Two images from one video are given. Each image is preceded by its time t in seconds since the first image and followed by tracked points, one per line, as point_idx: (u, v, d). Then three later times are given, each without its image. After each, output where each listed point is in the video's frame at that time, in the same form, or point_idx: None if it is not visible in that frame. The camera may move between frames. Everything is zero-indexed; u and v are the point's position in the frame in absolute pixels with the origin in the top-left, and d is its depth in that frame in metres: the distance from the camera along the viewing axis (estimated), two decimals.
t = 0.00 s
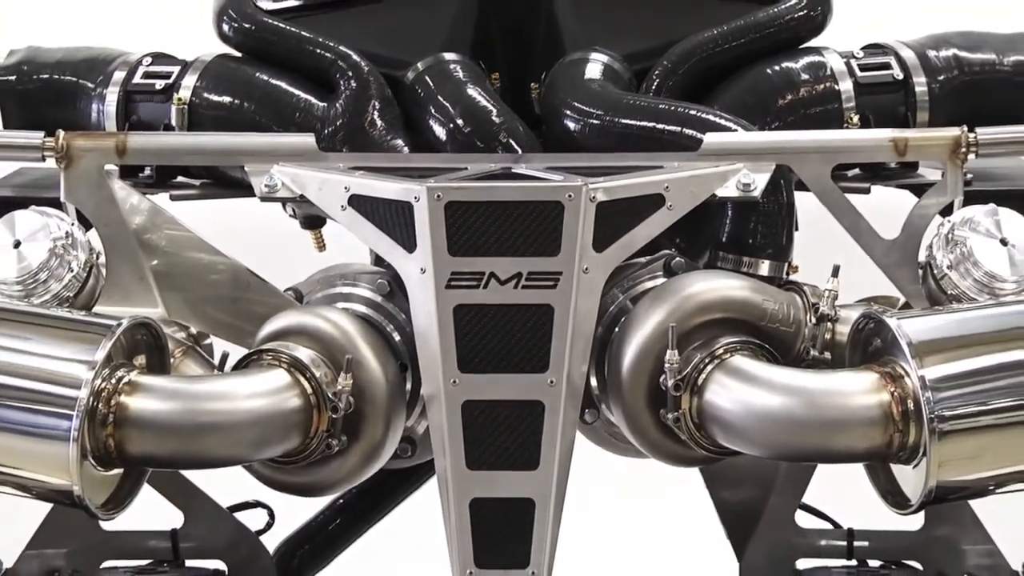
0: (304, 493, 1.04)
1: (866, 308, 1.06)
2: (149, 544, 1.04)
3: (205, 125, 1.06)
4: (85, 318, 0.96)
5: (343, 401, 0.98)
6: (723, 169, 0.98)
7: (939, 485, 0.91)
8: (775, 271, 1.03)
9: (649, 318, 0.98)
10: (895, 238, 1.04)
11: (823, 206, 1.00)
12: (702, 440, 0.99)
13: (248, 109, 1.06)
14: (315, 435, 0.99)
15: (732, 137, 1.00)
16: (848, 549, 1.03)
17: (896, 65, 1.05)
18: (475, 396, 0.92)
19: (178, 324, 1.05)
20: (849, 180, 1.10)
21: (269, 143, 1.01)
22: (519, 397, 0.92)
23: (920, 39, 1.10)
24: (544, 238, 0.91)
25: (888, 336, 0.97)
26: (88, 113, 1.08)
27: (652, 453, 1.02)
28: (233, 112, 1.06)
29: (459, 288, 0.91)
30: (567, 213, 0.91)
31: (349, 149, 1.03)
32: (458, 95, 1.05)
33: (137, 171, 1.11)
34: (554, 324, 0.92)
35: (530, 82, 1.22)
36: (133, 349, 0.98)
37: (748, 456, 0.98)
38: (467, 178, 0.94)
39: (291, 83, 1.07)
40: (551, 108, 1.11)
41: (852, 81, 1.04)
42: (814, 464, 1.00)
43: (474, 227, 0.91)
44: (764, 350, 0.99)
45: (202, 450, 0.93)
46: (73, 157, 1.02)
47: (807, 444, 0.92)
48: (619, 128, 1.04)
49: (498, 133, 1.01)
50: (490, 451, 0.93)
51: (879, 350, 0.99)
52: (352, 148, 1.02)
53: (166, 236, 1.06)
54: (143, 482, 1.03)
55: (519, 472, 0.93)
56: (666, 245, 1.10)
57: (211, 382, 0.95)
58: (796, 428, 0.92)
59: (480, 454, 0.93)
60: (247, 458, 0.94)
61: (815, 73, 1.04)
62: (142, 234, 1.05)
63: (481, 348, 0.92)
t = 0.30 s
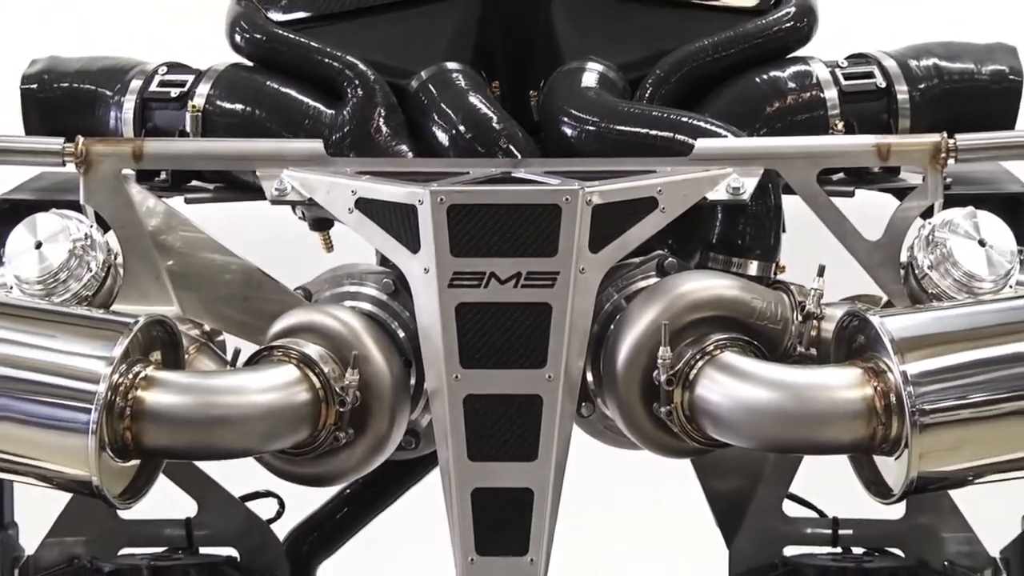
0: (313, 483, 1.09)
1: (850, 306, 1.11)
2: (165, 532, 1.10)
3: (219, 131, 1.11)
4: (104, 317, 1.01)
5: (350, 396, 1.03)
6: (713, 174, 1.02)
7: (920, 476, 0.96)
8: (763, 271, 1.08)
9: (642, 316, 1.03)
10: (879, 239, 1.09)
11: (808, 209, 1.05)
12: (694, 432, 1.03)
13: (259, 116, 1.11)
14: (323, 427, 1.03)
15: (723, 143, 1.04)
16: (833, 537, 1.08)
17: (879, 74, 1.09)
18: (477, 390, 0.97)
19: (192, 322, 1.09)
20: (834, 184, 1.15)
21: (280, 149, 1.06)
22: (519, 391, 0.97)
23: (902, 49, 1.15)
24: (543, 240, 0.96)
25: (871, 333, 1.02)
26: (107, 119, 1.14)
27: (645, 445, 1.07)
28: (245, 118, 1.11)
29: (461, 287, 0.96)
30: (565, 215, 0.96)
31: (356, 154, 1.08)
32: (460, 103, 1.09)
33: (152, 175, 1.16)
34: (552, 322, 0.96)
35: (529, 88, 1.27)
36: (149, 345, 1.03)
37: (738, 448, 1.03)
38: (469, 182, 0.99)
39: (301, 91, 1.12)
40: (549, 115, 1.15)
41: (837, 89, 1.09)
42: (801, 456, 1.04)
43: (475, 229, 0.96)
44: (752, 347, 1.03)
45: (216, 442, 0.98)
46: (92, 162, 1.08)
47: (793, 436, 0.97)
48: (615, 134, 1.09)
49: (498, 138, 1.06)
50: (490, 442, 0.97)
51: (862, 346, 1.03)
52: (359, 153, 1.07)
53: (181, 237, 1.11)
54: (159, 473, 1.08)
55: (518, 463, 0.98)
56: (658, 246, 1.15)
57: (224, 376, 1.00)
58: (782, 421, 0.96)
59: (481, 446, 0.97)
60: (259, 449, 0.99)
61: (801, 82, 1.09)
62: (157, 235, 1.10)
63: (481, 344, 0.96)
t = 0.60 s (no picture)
0: (321, 474, 1.14)
1: (834, 304, 1.16)
2: (180, 521, 1.15)
3: (231, 138, 1.16)
4: (122, 315, 1.06)
5: (357, 390, 1.08)
6: (704, 178, 1.07)
7: (901, 467, 1.01)
8: (752, 271, 1.13)
9: (636, 314, 1.08)
10: (862, 240, 1.14)
11: (795, 211, 1.10)
12: (685, 425, 1.08)
13: (269, 123, 1.16)
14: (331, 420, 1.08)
15: (714, 149, 1.09)
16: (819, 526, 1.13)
17: (861, 83, 1.15)
18: (478, 385, 1.02)
19: (206, 320, 1.15)
20: (820, 188, 1.20)
21: (290, 154, 1.11)
22: (518, 386, 1.02)
23: (884, 59, 1.20)
24: (540, 241, 1.00)
25: (854, 331, 1.06)
26: (125, 126, 1.19)
27: (639, 438, 1.12)
28: (256, 125, 1.16)
29: (463, 287, 1.00)
30: (562, 218, 1.00)
31: (362, 160, 1.13)
32: (462, 110, 1.14)
33: (168, 180, 1.22)
34: (550, 320, 1.01)
35: (527, 96, 1.31)
36: (165, 342, 1.08)
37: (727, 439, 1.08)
38: (470, 186, 1.03)
39: (310, 100, 1.17)
40: (547, 122, 1.20)
41: (822, 97, 1.14)
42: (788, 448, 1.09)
43: (476, 231, 1.00)
44: (741, 344, 1.08)
45: (229, 435, 1.02)
46: (110, 166, 1.13)
47: (779, 429, 1.02)
48: (610, 139, 1.13)
49: (498, 144, 1.11)
50: (490, 435, 1.02)
51: (846, 343, 1.08)
52: (365, 158, 1.12)
53: (195, 239, 1.17)
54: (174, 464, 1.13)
55: (517, 455, 1.03)
56: (651, 247, 1.20)
57: (236, 372, 1.04)
58: (769, 414, 1.01)
59: (482, 438, 1.02)
60: (270, 442, 1.04)
61: (787, 91, 1.14)
62: (173, 237, 1.16)
63: (483, 341, 1.01)
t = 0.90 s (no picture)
0: (329, 465, 1.19)
1: (820, 303, 1.21)
2: (195, 509, 1.20)
3: (244, 144, 1.22)
4: (140, 313, 1.12)
5: (363, 385, 1.13)
6: (695, 182, 1.12)
7: (883, 458, 1.06)
8: (740, 270, 1.19)
9: (630, 312, 1.13)
10: (846, 241, 1.19)
11: (783, 214, 1.15)
12: (677, 418, 1.13)
13: (279, 130, 1.22)
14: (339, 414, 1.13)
15: (705, 154, 1.14)
16: (805, 515, 1.17)
17: (846, 91, 1.20)
18: (479, 380, 1.07)
19: (219, 317, 1.20)
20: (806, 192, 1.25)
21: (300, 160, 1.16)
22: (518, 380, 1.07)
23: (867, 68, 1.25)
24: (539, 242, 1.06)
25: (839, 328, 1.12)
26: (143, 133, 1.25)
27: (633, 430, 1.17)
28: (266, 131, 1.21)
29: (465, 286, 1.06)
30: (559, 220, 1.05)
31: (369, 165, 1.18)
32: (464, 117, 1.19)
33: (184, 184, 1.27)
34: (549, 318, 1.06)
35: (527, 104, 1.36)
36: (181, 338, 1.13)
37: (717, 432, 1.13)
38: (472, 190, 1.08)
39: (318, 107, 1.22)
40: (545, 128, 1.25)
41: (808, 105, 1.19)
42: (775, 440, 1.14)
43: (478, 233, 1.05)
44: (731, 340, 1.13)
45: (242, 427, 1.08)
46: (127, 171, 1.18)
47: (766, 421, 1.07)
48: (605, 145, 1.19)
49: (499, 149, 1.16)
50: (491, 427, 1.08)
51: (831, 339, 1.13)
52: (372, 163, 1.17)
53: (209, 241, 1.23)
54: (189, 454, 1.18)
55: (517, 446, 1.08)
56: (645, 248, 1.25)
57: (249, 367, 1.09)
58: (756, 408, 1.06)
59: (484, 431, 1.08)
60: (281, 434, 1.09)
61: (775, 99, 1.19)
62: (188, 239, 1.22)
63: (484, 338, 1.06)
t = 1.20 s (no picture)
0: (338, 457, 1.24)
1: (806, 302, 1.27)
2: (209, 500, 1.26)
3: (256, 151, 1.28)
4: (156, 312, 1.17)
5: (370, 381, 1.18)
6: (687, 188, 1.17)
7: (866, 451, 1.11)
8: (730, 271, 1.25)
9: (625, 311, 1.18)
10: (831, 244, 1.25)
11: (770, 217, 1.21)
12: (669, 413, 1.19)
13: (290, 137, 1.27)
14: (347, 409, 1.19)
15: (696, 160, 1.19)
16: (791, 504, 1.24)
17: (831, 101, 1.25)
18: (481, 376, 1.12)
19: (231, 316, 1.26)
20: (793, 196, 1.30)
21: (309, 166, 1.21)
22: (518, 376, 1.12)
23: (851, 78, 1.30)
24: (538, 245, 1.11)
25: (824, 327, 1.17)
26: (159, 140, 1.30)
27: (627, 424, 1.22)
28: (277, 139, 1.27)
29: (467, 287, 1.11)
30: (557, 224, 1.11)
31: (375, 170, 1.24)
32: (466, 125, 1.25)
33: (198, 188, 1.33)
34: (547, 317, 1.11)
35: (526, 112, 1.41)
36: (195, 337, 1.19)
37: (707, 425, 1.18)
38: (474, 194, 1.14)
39: (327, 116, 1.28)
40: (543, 136, 1.31)
41: (795, 114, 1.24)
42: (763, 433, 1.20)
43: (479, 236, 1.11)
44: (720, 339, 1.19)
45: (255, 422, 1.13)
46: (144, 177, 1.23)
47: (754, 416, 1.12)
48: (600, 152, 1.24)
49: (499, 156, 1.22)
50: (492, 421, 1.13)
51: (817, 337, 1.18)
52: (378, 169, 1.22)
53: (222, 243, 1.28)
54: (203, 447, 1.24)
55: (517, 439, 1.13)
56: (639, 250, 1.31)
57: (261, 364, 1.15)
58: (744, 403, 1.12)
59: (485, 425, 1.13)
60: (292, 428, 1.15)
61: (763, 107, 1.25)
62: (203, 242, 1.27)
63: (485, 337, 1.12)
